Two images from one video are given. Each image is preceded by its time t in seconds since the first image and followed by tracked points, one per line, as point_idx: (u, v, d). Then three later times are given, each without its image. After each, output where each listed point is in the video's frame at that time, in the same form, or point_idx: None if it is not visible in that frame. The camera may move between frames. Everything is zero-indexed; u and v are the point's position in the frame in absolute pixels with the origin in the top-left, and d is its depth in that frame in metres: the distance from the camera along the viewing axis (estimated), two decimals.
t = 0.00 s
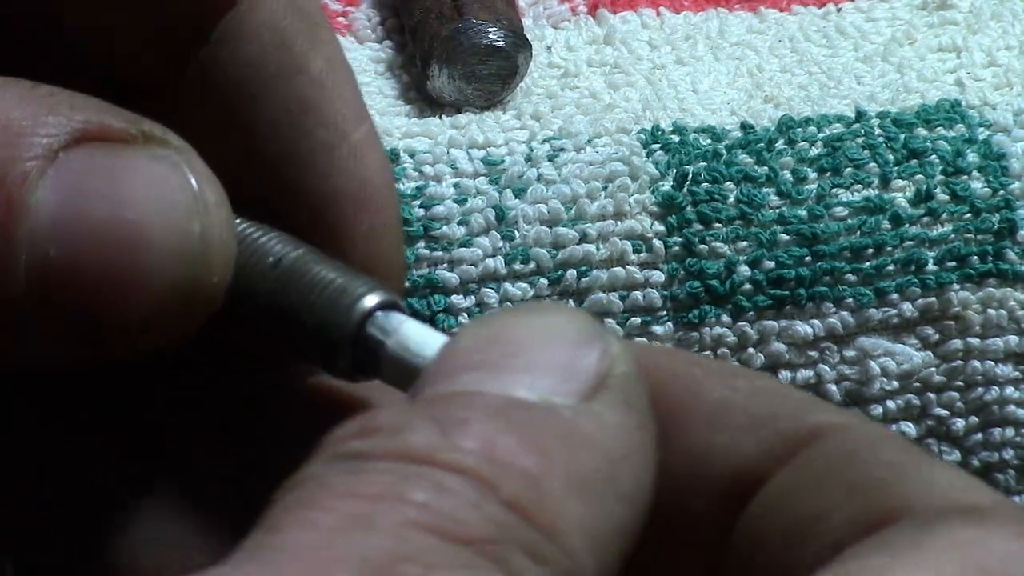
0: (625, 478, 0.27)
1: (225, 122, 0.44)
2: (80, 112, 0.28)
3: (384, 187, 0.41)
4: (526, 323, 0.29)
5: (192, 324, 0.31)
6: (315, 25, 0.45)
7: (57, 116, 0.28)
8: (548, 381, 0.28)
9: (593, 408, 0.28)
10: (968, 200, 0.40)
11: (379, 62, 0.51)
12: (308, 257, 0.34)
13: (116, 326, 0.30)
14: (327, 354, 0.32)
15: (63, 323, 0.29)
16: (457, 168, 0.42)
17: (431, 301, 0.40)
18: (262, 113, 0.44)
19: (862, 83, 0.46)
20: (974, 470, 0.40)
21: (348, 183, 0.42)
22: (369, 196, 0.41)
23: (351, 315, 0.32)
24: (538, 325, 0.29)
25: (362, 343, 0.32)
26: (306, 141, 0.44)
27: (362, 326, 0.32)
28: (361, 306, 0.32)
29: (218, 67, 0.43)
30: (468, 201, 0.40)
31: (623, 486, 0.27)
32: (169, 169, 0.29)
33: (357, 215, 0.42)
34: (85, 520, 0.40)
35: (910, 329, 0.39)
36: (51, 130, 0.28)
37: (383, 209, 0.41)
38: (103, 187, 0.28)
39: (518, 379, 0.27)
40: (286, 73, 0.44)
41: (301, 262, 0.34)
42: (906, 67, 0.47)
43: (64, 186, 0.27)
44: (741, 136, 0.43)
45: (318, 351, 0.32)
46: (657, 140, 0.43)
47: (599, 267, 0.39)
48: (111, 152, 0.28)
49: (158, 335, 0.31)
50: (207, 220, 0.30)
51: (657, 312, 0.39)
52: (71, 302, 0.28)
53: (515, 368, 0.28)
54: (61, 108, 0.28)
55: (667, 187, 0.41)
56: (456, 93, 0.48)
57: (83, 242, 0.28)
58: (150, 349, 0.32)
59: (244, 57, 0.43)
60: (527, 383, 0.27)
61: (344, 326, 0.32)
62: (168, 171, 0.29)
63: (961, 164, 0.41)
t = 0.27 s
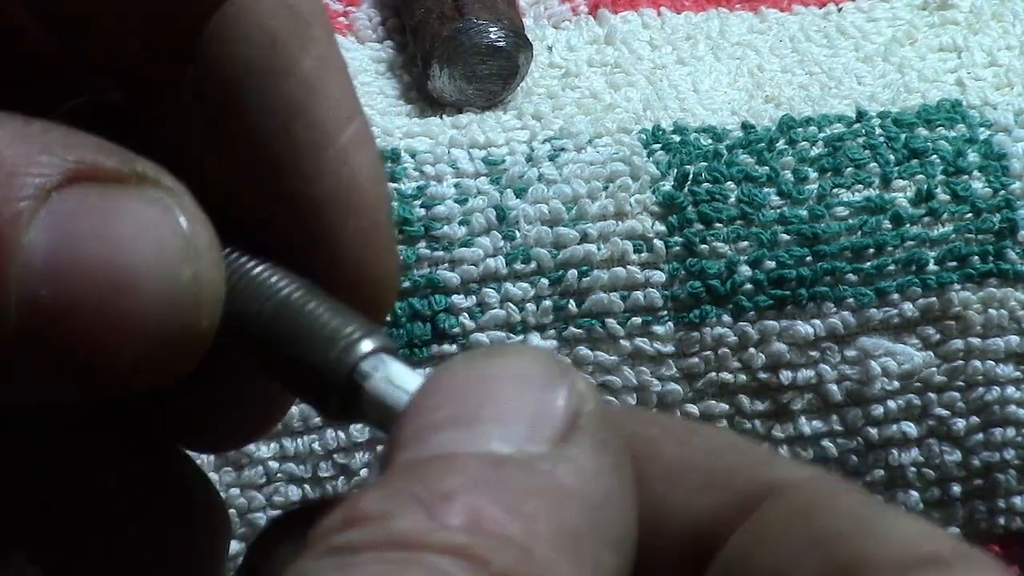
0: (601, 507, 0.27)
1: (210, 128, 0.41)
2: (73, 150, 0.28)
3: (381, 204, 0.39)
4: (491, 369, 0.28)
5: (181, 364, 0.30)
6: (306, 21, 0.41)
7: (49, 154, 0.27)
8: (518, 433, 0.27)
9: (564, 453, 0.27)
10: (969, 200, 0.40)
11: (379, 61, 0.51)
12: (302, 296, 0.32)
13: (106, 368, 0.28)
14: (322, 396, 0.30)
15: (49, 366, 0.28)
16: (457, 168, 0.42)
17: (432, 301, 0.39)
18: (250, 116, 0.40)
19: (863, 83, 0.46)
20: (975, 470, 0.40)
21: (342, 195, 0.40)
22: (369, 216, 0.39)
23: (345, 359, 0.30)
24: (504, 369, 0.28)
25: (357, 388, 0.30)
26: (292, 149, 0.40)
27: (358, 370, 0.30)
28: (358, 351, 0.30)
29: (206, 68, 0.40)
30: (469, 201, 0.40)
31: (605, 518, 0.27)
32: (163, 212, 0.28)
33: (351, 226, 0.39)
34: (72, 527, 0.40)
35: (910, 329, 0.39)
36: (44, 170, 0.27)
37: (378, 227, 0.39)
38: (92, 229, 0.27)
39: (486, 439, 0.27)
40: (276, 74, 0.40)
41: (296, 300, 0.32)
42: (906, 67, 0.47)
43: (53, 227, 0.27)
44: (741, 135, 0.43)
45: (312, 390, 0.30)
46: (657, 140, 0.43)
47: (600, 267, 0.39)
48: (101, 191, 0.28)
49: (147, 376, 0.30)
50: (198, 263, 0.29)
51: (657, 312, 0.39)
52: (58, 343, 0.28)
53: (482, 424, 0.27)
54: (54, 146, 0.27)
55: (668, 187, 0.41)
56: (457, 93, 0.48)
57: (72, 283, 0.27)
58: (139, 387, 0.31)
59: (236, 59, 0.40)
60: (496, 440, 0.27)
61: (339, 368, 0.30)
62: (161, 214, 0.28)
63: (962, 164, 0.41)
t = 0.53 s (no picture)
0: (597, 494, 0.27)
1: (195, 127, 0.41)
2: (55, 147, 0.29)
3: (362, 199, 0.40)
4: (482, 337, 0.27)
5: (160, 361, 0.31)
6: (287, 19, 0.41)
7: (31, 152, 0.28)
8: (511, 406, 0.26)
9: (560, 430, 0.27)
10: (968, 200, 0.40)
11: (378, 62, 0.51)
12: (280, 299, 0.33)
13: (89, 364, 0.29)
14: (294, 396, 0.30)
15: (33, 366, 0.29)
16: (457, 168, 0.42)
17: (431, 301, 0.39)
18: (232, 113, 0.41)
19: (862, 83, 0.46)
20: (974, 470, 0.40)
21: (322, 191, 0.40)
22: (350, 214, 0.39)
23: (319, 362, 0.30)
24: (495, 338, 0.27)
25: (327, 391, 0.30)
26: (274, 146, 0.41)
27: (328, 371, 0.30)
28: (331, 355, 0.30)
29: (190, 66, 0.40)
30: (468, 201, 0.41)
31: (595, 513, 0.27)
32: (143, 208, 0.29)
33: (331, 221, 0.40)
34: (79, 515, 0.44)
35: (910, 329, 0.39)
36: (26, 167, 0.28)
37: (356, 222, 0.39)
38: (74, 227, 0.28)
39: (477, 412, 0.26)
40: (257, 72, 0.41)
41: (272, 301, 0.32)
42: (906, 67, 0.47)
43: (36, 226, 0.27)
44: (740, 135, 0.43)
45: (285, 390, 0.31)
46: (656, 140, 0.43)
47: (599, 267, 0.39)
48: (82, 190, 0.28)
49: (128, 374, 0.31)
50: (179, 258, 0.30)
51: (656, 312, 0.39)
52: (43, 343, 0.28)
53: (473, 397, 0.26)
54: (37, 144, 0.28)
55: (667, 187, 0.41)
56: (456, 93, 0.48)
57: (56, 283, 0.28)
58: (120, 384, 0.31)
59: (220, 57, 0.40)
60: (487, 413, 0.26)
61: (309, 370, 0.30)
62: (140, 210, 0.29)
63: (961, 164, 0.41)
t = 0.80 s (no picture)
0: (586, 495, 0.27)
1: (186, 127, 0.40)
2: (48, 129, 0.29)
3: (352, 207, 0.40)
4: (453, 361, 0.26)
5: (155, 346, 0.31)
6: (282, 28, 0.42)
7: (25, 134, 0.28)
8: (485, 432, 0.26)
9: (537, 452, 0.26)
10: (968, 200, 0.40)
11: (379, 61, 0.51)
12: (269, 292, 0.32)
13: (89, 345, 0.30)
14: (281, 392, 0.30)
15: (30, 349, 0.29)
16: (457, 168, 0.42)
17: (431, 301, 0.39)
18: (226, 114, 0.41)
19: (863, 83, 0.46)
20: (974, 470, 0.40)
21: (314, 196, 0.41)
22: (346, 222, 0.40)
23: (310, 355, 0.30)
24: (467, 359, 0.26)
25: (314, 385, 0.30)
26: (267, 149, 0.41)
27: (316, 366, 0.30)
28: (321, 348, 0.30)
29: (187, 64, 0.40)
30: (468, 201, 0.41)
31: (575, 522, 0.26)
32: (137, 187, 0.30)
33: (322, 226, 0.40)
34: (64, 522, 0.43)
35: (910, 329, 0.39)
36: (20, 148, 0.28)
37: (349, 227, 0.40)
38: (71, 208, 0.28)
39: (451, 439, 0.25)
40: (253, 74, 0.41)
41: (262, 294, 0.32)
42: (906, 67, 0.47)
43: (31, 207, 0.27)
44: (741, 135, 0.43)
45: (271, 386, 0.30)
46: (657, 140, 0.43)
47: (599, 267, 0.39)
48: (76, 170, 0.28)
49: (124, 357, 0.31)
50: (174, 237, 0.30)
51: (657, 312, 0.39)
52: (41, 326, 0.28)
53: (442, 423, 0.25)
54: (31, 126, 0.28)
55: (668, 187, 0.41)
56: (456, 93, 0.48)
57: (54, 265, 0.28)
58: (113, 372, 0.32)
59: (218, 57, 0.41)
60: (461, 441, 0.25)
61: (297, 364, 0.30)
62: (136, 189, 0.29)
63: (961, 164, 0.41)
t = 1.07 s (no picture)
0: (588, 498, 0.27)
1: (190, 164, 0.43)
2: (53, 158, 0.28)
3: (349, 239, 0.40)
4: (514, 398, 0.27)
5: (165, 373, 0.31)
6: (288, 70, 0.44)
7: (28, 162, 0.28)
8: (542, 474, 0.26)
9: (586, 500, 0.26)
10: (968, 200, 0.40)
11: (379, 61, 0.51)
12: (273, 328, 0.32)
13: (93, 374, 0.29)
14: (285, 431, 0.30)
15: (35, 375, 0.29)
16: (457, 168, 0.42)
17: (431, 301, 0.39)
18: (231, 154, 0.43)
19: (863, 83, 0.46)
20: (974, 470, 0.40)
21: (314, 233, 0.41)
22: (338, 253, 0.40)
23: (308, 395, 0.30)
24: (528, 398, 0.27)
25: (317, 425, 0.29)
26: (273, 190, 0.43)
27: (318, 405, 0.30)
28: (321, 388, 0.30)
29: (192, 106, 0.43)
30: (468, 201, 0.41)
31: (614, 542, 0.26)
32: (143, 217, 0.29)
33: (322, 265, 0.40)
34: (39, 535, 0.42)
35: (910, 329, 0.39)
36: (22, 178, 0.28)
37: (342, 259, 0.40)
38: (73, 237, 0.28)
39: (509, 478, 0.26)
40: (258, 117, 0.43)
41: (261, 332, 0.32)
42: (906, 67, 0.47)
43: (35, 236, 0.27)
44: (741, 135, 0.43)
45: (274, 424, 0.30)
46: (657, 140, 0.43)
47: (599, 267, 0.39)
48: (82, 200, 0.28)
49: (134, 383, 0.31)
50: (180, 269, 0.29)
51: (657, 312, 0.39)
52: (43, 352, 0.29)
53: (503, 460, 0.26)
54: (34, 155, 0.28)
55: (668, 187, 0.41)
56: (456, 93, 0.48)
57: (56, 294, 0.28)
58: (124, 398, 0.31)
59: (221, 98, 0.43)
60: (518, 481, 0.26)
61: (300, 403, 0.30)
62: (143, 219, 0.29)
63: (961, 164, 0.41)
